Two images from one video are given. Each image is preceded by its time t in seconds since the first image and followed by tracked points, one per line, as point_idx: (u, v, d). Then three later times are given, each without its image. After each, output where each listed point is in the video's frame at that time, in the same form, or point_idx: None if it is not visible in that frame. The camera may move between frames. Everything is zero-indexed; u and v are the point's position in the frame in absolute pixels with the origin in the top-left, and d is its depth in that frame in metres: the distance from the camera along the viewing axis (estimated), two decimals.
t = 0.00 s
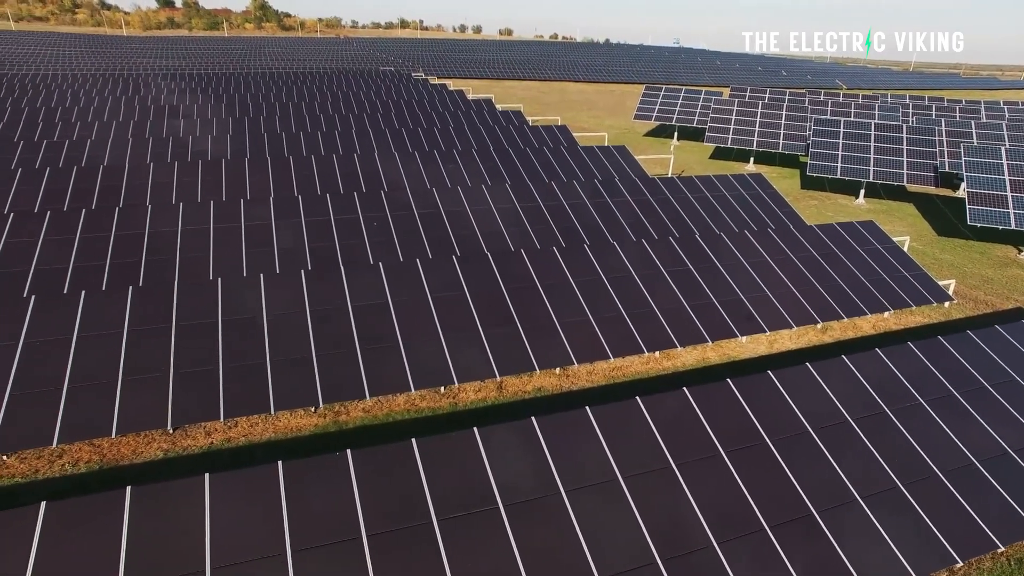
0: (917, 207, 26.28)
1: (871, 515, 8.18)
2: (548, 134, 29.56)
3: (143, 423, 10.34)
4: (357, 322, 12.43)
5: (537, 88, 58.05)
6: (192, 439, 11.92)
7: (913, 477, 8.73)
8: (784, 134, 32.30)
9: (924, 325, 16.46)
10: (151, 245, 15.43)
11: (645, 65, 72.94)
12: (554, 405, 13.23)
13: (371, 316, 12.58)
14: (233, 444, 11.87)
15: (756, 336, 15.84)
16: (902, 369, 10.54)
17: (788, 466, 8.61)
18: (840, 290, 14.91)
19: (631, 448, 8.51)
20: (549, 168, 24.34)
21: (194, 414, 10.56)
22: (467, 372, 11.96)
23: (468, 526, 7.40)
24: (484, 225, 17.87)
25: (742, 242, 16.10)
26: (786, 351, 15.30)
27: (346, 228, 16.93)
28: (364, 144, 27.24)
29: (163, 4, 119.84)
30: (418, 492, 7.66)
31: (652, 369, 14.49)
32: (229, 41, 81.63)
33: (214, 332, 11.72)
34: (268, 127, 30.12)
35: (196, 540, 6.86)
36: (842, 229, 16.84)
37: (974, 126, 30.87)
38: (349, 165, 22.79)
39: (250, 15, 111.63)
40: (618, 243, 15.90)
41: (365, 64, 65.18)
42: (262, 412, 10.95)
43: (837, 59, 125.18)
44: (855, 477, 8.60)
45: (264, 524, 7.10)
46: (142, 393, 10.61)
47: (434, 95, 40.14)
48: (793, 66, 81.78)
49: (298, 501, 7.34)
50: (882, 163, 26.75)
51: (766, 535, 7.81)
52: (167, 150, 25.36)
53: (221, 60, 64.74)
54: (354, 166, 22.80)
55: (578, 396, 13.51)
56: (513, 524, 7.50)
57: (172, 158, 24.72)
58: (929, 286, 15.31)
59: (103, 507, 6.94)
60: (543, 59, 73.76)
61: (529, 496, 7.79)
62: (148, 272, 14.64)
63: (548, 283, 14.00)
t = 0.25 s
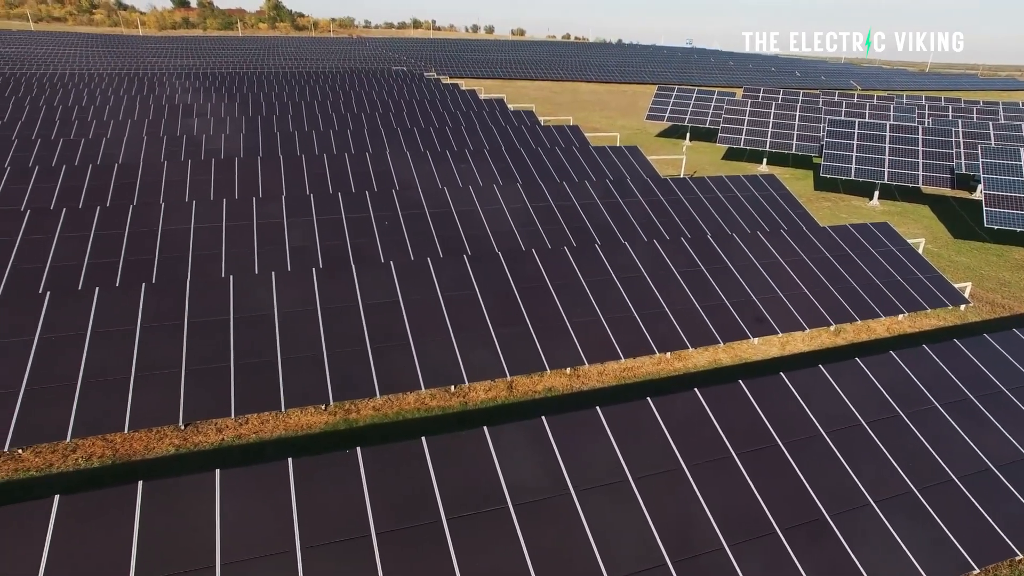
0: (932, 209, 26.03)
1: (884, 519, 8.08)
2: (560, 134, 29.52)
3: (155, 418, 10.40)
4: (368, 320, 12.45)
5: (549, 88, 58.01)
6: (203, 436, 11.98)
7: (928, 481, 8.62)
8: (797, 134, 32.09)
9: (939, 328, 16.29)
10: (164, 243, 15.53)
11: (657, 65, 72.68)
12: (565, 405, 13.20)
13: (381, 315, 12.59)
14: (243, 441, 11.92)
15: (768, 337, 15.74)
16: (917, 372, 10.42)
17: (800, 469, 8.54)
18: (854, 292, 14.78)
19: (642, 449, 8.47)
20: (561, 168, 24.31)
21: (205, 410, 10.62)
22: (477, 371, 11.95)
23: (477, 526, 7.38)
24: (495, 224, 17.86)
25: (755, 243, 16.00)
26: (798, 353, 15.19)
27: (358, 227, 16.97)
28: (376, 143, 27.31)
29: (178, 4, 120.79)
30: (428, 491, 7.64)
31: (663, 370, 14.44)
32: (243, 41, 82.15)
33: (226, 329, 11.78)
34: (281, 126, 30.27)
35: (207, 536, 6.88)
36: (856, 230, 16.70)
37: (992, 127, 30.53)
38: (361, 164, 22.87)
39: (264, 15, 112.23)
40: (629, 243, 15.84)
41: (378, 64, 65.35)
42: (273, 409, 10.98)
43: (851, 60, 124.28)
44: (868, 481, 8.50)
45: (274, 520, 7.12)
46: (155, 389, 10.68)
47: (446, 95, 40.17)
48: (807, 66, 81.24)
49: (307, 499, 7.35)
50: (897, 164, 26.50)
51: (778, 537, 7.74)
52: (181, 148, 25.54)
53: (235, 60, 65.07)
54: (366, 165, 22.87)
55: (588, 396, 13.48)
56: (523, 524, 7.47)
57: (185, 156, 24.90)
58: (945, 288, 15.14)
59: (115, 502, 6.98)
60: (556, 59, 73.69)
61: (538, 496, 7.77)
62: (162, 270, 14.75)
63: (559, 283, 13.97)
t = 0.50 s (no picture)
0: (948, 211, 25.74)
1: (898, 524, 7.97)
2: (572, 134, 29.46)
3: (168, 414, 10.47)
4: (379, 318, 12.46)
5: (562, 88, 57.96)
6: (215, 432, 12.04)
7: (944, 486, 8.50)
8: (812, 135, 31.85)
9: (955, 331, 16.10)
10: (178, 240, 15.64)
11: (671, 65, 72.40)
12: (575, 406, 13.16)
13: (393, 314, 12.60)
14: (255, 438, 11.97)
15: (781, 339, 15.62)
16: (933, 375, 10.30)
17: (813, 472, 8.45)
18: (868, 294, 14.64)
19: (653, 450, 8.42)
20: (573, 168, 24.26)
21: (217, 406, 10.67)
22: (488, 370, 11.93)
23: (486, 525, 7.36)
24: (507, 224, 17.84)
25: (768, 244, 15.89)
26: (812, 355, 15.07)
27: (370, 225, 17.01)
28: (388, 142, 27.38)
29: (194, 4, 121.76)
30: (438, 489, 7.63)
31: (674, 371, 14.38)
32: (258, 41, 82.69)
33: (238, 326, 11.83)
34: (294, 125, 30.41)
35: (217, 531, 6.90)
36: (871, 232, 16.54)
37: (1010, 129, 30.15)
38: (373, 163, 22.94)
39: (278, 15, 112.89)
40: (641, 243, 15.78)
41: (391, 63, 65.52)
42: (284, 406, 11.02)
43: (867, 61, 123.40)
44: (882, 485, 8.39)
45: (284, 516, 7.13)
46: (167, 385, 10.75)
47: (458, 95, 40.19)
48: (822, 67, 80.66)
49: (317, 495, 7.36)
50: (913, 166, 26.25)
51: (790, 541, 7.66)
52: (196, 146, 25.72)
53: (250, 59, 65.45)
54: (379, 164, 22.93)
55: (599, 397, 13.44)
56: (532, 524, 7.44)
57: (199, 155, 25.07)
58: (962, 291, 14.94)
59: (127, 496, 7.02)
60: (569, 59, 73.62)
61: (548, 496, 7.73)
62: (175, 266, 14.85)
63: (571, 283, 13.93)
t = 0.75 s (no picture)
0: (966, 214, 25.43)
1: (915, 528, 7.83)
2: (585, 134, 29.40)
3: (181, 410, 10.52)
4: (391, 317, 12.48)
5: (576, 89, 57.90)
6: (227, 428, 12.10)
7: (961, 490, 8.35)
8: (827, 136, 31.59)
9: (973, 335, 15.89)
10: (192, 237, 15.73)
11: (685, 66, 72.08)
12: (586, 406, 13.11)
13: (405, 312, 12.61)
14: (267, 434, 12.02)
15: (794, 341, 15.50)
16: (950, 379, 10.16)
17: (827, 475, 8.34)
18: (884, 297, 14.48)
19: (665, 451, 8.36)
20: (586, 168, 24.20)
21: (230, 402, 10.72)
22: (499, 370, 11.90)
23: (496, 525, 7.33)
24: (519, 223, 17.82)
25: (782, 245, 15.77)
26: (826, 358, 14.93)
27: (383, 224, 17.05)
28: (401, 142, 27.45)
29: (210, 5, 122.68)
30: (448, 488, 7.62)
31: (686, 372, 14.31)
32: (273, 41, 83.18)
33: (251, 323, 11.88)
34: (308, 123, 30.56)
35: (228, 526, 6.92)
36: (887, 234, 16.37)
37: None
38: (386, 162, 23.00)
39: (293, 15, 113.53)
40: (654, 244, 15.71)
41: (404, 63, 65.69)
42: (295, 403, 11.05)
43: (884, 62, 122.31)
44: (898, 489, 8.26)
45: (295, 513, 7.13)
46: (181, 381, 10.81)
47: (471, 95, 40.21)
48: (838, 68, 80.00)
49: (328, 492, 7.37)
50: (930, 167, 25.96)
51: (803, 544, 7.56)
52: (211, 145, 25.90)
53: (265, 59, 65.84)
54: (392, 163, 22.99)
55: (611, 397, 13.40)
56: (543, 524, 7.40)
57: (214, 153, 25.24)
58: (980, 294, 14.74)
59: (140, 491, 7.07)
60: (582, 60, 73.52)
61: (558, 496, 7.69)
62: (190, 264, 14.95)
63: (583, 282, 13.89)
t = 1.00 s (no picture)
0: (989, 217, 25.02)
1: (935, 536, 7.68)
2: (601, 134, 29.29)
3: (196, 405, 10.58)
4: (405, 315, 12.48)
5: (591, 89, 57.79)
6: (241, 425, 12.16)
7: (984, 497, 8.17)
8: (847, 138, 31.25)
9: (996, 341, 15.62)
10: (209, 234, 15.84)
11: (702, 66, 71.69)
12: (600, 407, 13.05)
13: (419, 311, 12.61)
14: (280, 431, 12.06)
15: (812, 344, 15.34)
16: (972, 385, 9.98)
17: (844, 480, 8.21)
18: (904, 300, 14.28)
19: (680, 454, 8.27)
20: (601, 168, 24.11)
21: (245, 399, 10.76)
22: (513, 370, 11.86)
23: (509, 525, 7.30)
24: (535, 223, 17.78)
25: (800, 247, 15.60)
26: (844, 361, 14.75)
27: (398, 223, 17.08)
28: (417, 141, 27.51)
29: (229, 5, 123.89)
30: (461, 486, 7.59)
31: (702, 374, 14.21)
32: (291, 41, 83.74)
33: (267, 320, 11.93)
34: (325, 122, 30.71)
35: (242, 521, 6.94)
36: (908, 236, 16.14)
37: None
38: (402, 161, 23.06)
39: (311, 15, 114.30)
40: (670, 245, 15.60)
41: (421, 63, 65.86)
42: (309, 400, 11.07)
43: (905, 63, 120.71)
44: (918, 495, 8.11)
45: (308, 510, 7.13)
46: (196, 377, 10.87)
47: (487, 95, 40.21)
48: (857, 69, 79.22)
49: (341, 489, 7.36)
50: (953, 169, 25.56)
51: (820, 550, 7.44)
52: (228, 143, 26.10)
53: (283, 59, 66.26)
54: (407, 162, 23.05)
55: (625, 398, 13.33)
56: (555, 525, 7.35)
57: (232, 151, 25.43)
58: (1003, 298, 14.49)
59: (155, 485, 7.11)
60: (598, 60, 73.39)
61: (572, 497, 7.62)
62: (207, 261, 15.07)
63: (598, 282, 13.82)
